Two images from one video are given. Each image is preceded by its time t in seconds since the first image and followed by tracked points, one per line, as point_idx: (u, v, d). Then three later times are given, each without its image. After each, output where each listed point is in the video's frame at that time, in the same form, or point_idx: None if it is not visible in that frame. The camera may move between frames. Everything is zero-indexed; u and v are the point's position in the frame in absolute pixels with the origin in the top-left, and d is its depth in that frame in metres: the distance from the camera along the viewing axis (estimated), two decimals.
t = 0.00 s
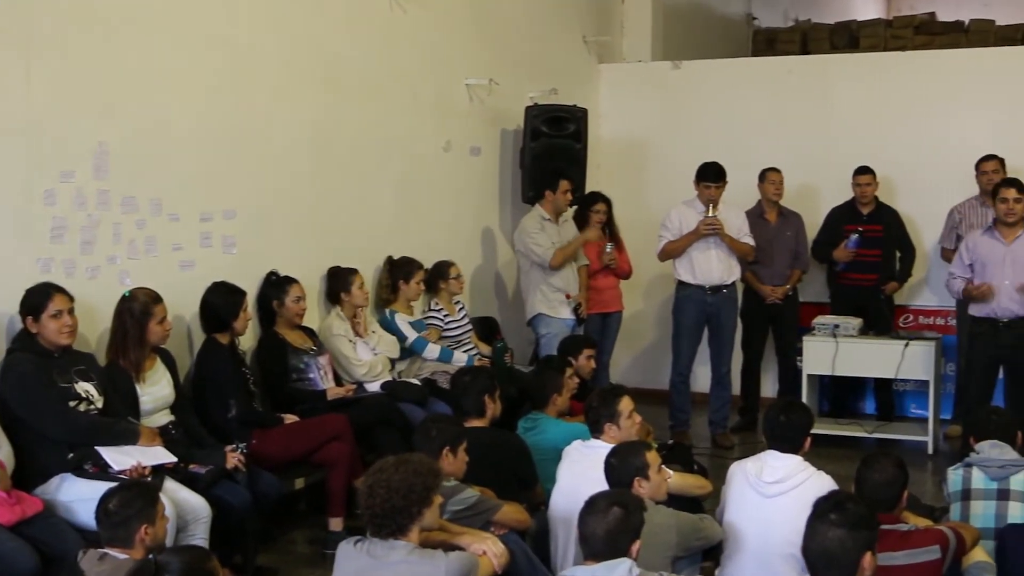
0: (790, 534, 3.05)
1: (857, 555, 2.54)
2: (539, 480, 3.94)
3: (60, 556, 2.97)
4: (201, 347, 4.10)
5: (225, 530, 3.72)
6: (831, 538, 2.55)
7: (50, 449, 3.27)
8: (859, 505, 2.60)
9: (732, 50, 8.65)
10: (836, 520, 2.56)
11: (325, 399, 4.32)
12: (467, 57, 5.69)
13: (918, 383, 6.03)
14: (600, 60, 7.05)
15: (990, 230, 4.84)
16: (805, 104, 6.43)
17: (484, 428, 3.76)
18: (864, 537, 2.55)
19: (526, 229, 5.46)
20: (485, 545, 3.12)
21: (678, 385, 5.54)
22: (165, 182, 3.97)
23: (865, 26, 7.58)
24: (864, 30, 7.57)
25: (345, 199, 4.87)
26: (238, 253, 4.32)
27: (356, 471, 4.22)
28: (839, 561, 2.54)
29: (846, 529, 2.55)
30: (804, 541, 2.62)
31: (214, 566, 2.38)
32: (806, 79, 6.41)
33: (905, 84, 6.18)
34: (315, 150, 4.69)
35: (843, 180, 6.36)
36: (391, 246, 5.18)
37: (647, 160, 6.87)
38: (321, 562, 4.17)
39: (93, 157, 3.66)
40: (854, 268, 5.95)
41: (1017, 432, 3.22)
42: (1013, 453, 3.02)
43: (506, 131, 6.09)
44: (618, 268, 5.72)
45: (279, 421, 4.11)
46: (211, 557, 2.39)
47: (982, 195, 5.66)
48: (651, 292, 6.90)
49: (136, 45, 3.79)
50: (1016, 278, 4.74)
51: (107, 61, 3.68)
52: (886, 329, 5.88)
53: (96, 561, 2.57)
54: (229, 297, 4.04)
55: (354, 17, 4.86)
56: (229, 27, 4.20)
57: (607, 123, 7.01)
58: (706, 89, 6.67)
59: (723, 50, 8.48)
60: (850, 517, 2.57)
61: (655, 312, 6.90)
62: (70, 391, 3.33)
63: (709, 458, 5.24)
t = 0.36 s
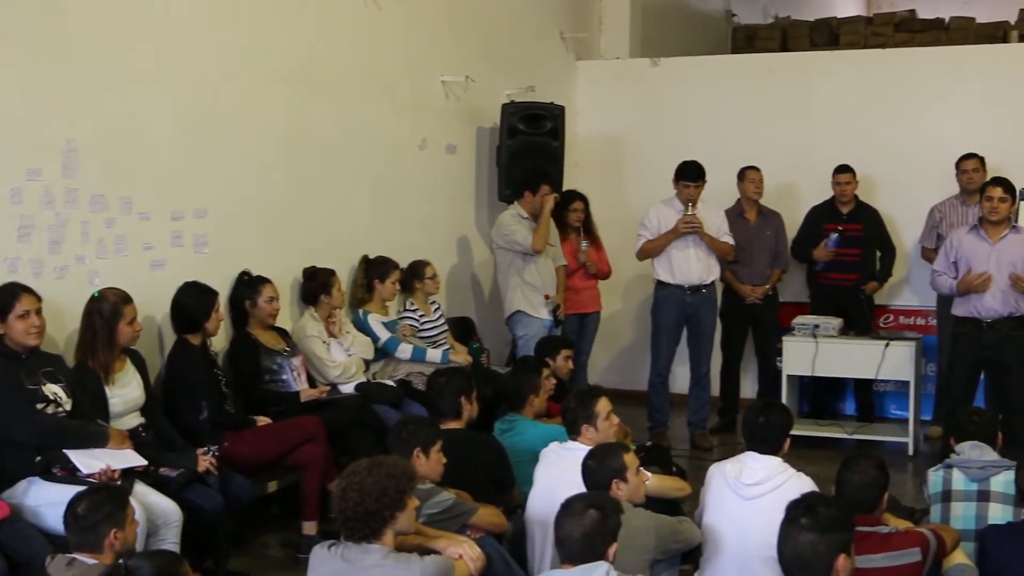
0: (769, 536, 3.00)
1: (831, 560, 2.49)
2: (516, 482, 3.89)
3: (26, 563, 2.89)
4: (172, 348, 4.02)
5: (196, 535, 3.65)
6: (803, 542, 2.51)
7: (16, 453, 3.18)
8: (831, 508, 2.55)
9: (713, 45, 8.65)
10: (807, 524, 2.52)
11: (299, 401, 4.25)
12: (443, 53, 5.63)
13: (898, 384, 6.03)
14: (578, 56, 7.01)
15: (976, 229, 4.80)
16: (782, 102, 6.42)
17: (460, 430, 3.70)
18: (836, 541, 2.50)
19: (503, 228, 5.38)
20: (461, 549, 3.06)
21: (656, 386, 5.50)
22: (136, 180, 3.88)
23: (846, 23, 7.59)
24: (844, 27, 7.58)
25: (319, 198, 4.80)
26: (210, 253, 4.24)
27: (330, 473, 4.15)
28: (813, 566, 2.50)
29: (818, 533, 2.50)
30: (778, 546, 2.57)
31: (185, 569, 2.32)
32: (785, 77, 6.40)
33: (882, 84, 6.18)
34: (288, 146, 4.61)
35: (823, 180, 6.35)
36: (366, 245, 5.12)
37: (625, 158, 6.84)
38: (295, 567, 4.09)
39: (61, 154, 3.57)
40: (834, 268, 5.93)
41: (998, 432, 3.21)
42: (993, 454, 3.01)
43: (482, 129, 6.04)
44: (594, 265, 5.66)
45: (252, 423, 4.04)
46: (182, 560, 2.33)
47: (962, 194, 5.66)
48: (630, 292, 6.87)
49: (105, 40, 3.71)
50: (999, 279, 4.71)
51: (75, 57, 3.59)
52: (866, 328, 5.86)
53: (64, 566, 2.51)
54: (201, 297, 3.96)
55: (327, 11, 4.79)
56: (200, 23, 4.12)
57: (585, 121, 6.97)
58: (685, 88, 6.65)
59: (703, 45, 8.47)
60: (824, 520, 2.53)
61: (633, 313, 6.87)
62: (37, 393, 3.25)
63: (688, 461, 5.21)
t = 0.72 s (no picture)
0: (745, 537, 2.96)
1: (810, 556, 2.47)
2: (489, 483, 3.84)
3: None
4: (138, 349, 3.93)
5: (164, 539, 3.56)
6: (784, 538, 2.48)
7: None
8: (809, 503, 2.54)
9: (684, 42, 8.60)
10: (787, 520, 2.50)
11: (267, 403, 4.18)
12: (413, 49, 5.56)
13: (875, 383, 6.03)
14: (550, 52, 6.95)
15: (954, 228, 4.79)
16: (755, 100, 6.41)
17: (432, 431, 3.64)
18: (817, 535, 2.48)
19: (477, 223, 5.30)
20: (433, 552, 3.01)
21: (631, 386, 5.46)
22: (101, 177, 3.79)
23: (820, 20, 7.54)
24: (819, 23, 7.53)
25: (287, 195, 4.72)
26: (176, 251, 4.16)
27: (299, 475, 4.08)
28: (794, 562, 2.46)
29: (796, 529, 2.48)
30: (757, 543, 2.54)
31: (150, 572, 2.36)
32: (757, 75, 6.38)
33: (855, 82, 6.18)
34: (256, 142, 4.53)
35: (799, 178, 6.34)
36: (336, 243, 5.04)
37: (598, 155, 6.80)
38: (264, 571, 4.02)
39: (23, 151, 3.48)
40: (810, 266, 5.92)
41: (973, 430, 3.19)
42: (969, 453, 2.98)
43: (453, 126, 5.98)
44: (565, 260, 5.65)
45: (220, 425, 3.96)
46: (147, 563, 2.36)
47: (938, 191, 5.65)
48: (603, 290, 6.83)
49: (70, 34, 3.62)
50: (980, 279, 4.71)
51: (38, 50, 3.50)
52: (841, 326, 5.86)
53: (28, 569, 2.45)
54: (168, 296, 3.88)
55: (295, 5, 4.71)
56: (166, 15, 4.02)
57: (557, 118, 6.93)
58: (658, 85, 6.62)
59: (675, 41, 8.41)
60: (802, 514, 2.51)
61: (607, 312, 6.84)
62: None
63: (663, 462, 5.18)
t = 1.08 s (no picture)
0: (722, 538, 2.92)
1: (787, 556, 2.43)
2: (463, 485, 3.79)
3: None
4: (105, 350, 3.84)
5: (132, 543, 3.48)
6: (762, 538, 2.44)
7: None
8: (788, 502, 2.50)
9: (662, 37, 8.57)
10: (764, 519, 2.46)
11: (238, 404, 4.10)
12: (386, 44, 5.49)
13: (852, 382, 6.02)
14: (525, 48, 6.90)
15: (926, 227, 4.79)
16: (731, 97, 6.39)
17: (405, 431, 3.58)
18: (794, 534, 2.44)
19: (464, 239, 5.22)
20: (406, 554, 2.96)
21: (607, 386, 5.42)
22: (66, 174, 3.71)
23: (798, 16, 7.49)
24: (796, 20, 7.47)
25: (258, 192, 4.65)
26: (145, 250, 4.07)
27: (270, 478, 4.00)
28: (772, 561, 2.43)
29: (774, 528, 2.44)
30: (734, 543, 2.50)
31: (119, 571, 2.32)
32: (732, 72, 6.37)
33: (830, 79, 6.17)
34: (225, 138, 4.45)
35: (775, 175, 6.33)
36: (308, 241, 4.97)
37: (574, 152, 6.76)
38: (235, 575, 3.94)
39: None
40: (786, 264, 5.91)
41: (951, 430, 3.17)
42: (948, 453, 2.96)
43: (427, 123, 5.91)
44: (541, 257, 5.58)
45: (190, 426, 3.88)
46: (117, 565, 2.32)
47: (916, 189, 5.66)
48: (579, 289, 6.79)
49: (33, 27, 3.53)
50: (952, 275, 4.71)
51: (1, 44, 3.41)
52: (818, 325, 5.85)
53: None
54: (136, 296, 3.79)
55: None
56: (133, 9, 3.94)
57: (532, 114, 6.88)
58: (633, 82, 6.58)
59: (652, 36, 8.38)
60: (780, 514, 2.47)
61: (584, 311, 6.80)
62: None
63: (639, 463, 5.15)
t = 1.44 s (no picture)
0: (695, 539, 2.88)
1: (760, 556, 2.39)
2: (434, 487, 3.73)
3: None
4: (68, 349, 3.75)
5: (95, 547, 3.40)
6: (734, 537, 2.40)
7: None
8: (761, 503, 2.47)
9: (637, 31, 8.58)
10: (737, 518, 2.42)
11: (204, 404, 4.02)
12: (355, 38, 5.42)
13: (827, 382, 6.02)
14: (496, 43, 6.85)
15: (901, 225, 4.79)
16: (702, 93, 6.37)
17: (374, 431, 3.53)
18: (767, 535, 2.41)
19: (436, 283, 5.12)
20: (376, 557, 2.90)
21: (579, 385, 5.37)
22: (27, 169, 3.61)
23: (772, 11, 7.57)
24: (771, 14, 7.56)
25: (224, 188, 4.56)
26: (109, 247, 3.98)
27: (237, 479, 3.93)
28: (744, 561, 2.39)
29: (747, 528, 2.40)
30: (706, 544, 2.45)
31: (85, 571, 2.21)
32: (704, 69, 6.35)
33: (801, 77, 6.17)
34: (190, 133, 4.36)
35: (747, 173, 6.31)
36: (275, 239, 4.89)
37: (545, 148, 6.72)
38: None
39: None
40: (759, 262, 5.90)
41: (926, 430, 3.15)
42: (922, 453, 2.94)
43: (396, 118, 5.84)
44: (513, 255, 5.53)
45: (154, 427, 3.80)
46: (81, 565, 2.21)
47: (890, 186, 5.67)
48: (551, 287, 6.76)
49: None
50: (924, 274, 4.71)
51: None
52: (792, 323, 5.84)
53: None
54: (100, 294, 3.70)
55: None
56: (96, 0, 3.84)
57: (503, 110, 6.84)
58: (605, 78, 6.55)
59: (625, 31, 8.37)
60: (753, 514, 2.43)
61: (556, 309, 6.76)
62: None
63: (613, 464, 5.11)
